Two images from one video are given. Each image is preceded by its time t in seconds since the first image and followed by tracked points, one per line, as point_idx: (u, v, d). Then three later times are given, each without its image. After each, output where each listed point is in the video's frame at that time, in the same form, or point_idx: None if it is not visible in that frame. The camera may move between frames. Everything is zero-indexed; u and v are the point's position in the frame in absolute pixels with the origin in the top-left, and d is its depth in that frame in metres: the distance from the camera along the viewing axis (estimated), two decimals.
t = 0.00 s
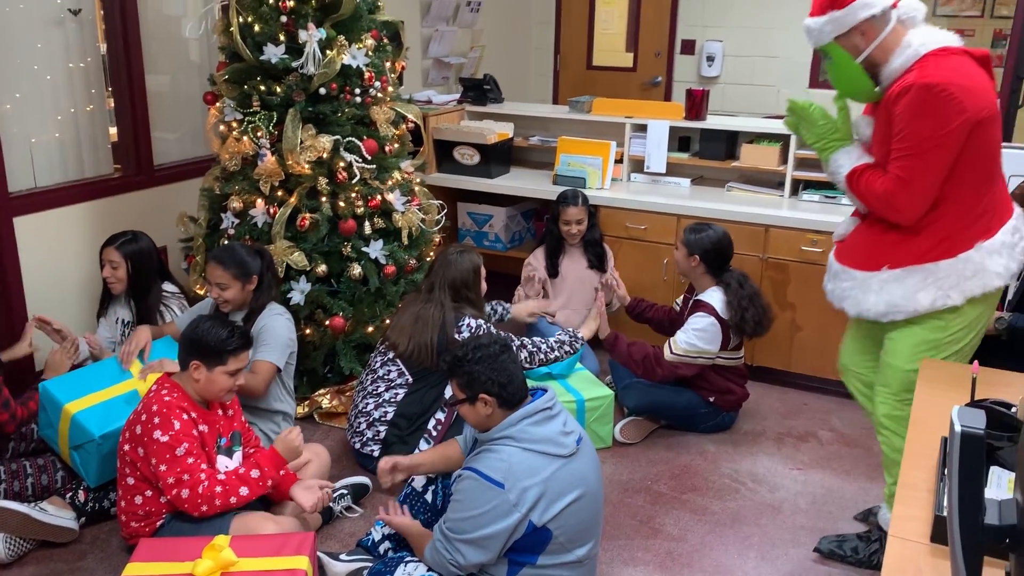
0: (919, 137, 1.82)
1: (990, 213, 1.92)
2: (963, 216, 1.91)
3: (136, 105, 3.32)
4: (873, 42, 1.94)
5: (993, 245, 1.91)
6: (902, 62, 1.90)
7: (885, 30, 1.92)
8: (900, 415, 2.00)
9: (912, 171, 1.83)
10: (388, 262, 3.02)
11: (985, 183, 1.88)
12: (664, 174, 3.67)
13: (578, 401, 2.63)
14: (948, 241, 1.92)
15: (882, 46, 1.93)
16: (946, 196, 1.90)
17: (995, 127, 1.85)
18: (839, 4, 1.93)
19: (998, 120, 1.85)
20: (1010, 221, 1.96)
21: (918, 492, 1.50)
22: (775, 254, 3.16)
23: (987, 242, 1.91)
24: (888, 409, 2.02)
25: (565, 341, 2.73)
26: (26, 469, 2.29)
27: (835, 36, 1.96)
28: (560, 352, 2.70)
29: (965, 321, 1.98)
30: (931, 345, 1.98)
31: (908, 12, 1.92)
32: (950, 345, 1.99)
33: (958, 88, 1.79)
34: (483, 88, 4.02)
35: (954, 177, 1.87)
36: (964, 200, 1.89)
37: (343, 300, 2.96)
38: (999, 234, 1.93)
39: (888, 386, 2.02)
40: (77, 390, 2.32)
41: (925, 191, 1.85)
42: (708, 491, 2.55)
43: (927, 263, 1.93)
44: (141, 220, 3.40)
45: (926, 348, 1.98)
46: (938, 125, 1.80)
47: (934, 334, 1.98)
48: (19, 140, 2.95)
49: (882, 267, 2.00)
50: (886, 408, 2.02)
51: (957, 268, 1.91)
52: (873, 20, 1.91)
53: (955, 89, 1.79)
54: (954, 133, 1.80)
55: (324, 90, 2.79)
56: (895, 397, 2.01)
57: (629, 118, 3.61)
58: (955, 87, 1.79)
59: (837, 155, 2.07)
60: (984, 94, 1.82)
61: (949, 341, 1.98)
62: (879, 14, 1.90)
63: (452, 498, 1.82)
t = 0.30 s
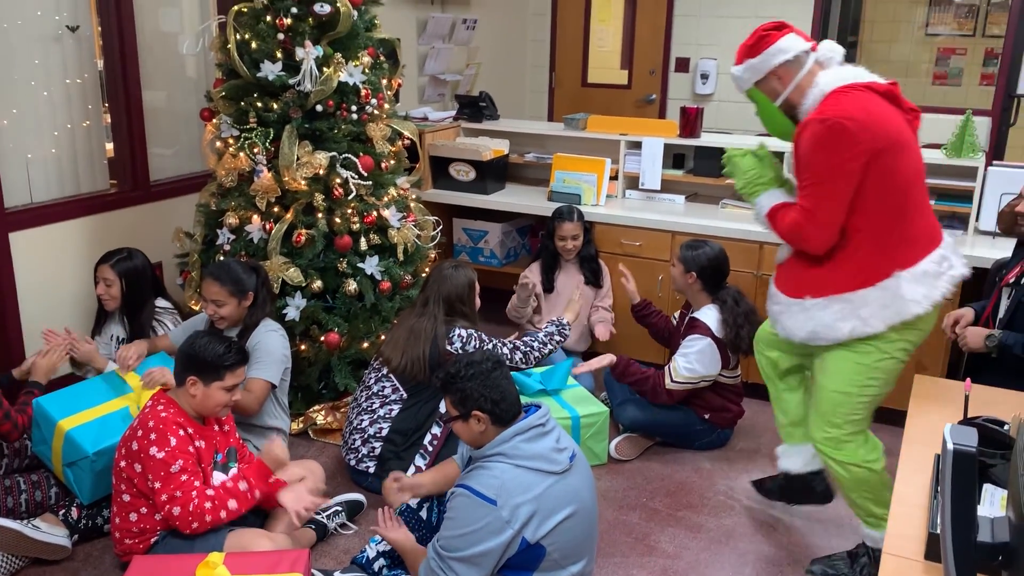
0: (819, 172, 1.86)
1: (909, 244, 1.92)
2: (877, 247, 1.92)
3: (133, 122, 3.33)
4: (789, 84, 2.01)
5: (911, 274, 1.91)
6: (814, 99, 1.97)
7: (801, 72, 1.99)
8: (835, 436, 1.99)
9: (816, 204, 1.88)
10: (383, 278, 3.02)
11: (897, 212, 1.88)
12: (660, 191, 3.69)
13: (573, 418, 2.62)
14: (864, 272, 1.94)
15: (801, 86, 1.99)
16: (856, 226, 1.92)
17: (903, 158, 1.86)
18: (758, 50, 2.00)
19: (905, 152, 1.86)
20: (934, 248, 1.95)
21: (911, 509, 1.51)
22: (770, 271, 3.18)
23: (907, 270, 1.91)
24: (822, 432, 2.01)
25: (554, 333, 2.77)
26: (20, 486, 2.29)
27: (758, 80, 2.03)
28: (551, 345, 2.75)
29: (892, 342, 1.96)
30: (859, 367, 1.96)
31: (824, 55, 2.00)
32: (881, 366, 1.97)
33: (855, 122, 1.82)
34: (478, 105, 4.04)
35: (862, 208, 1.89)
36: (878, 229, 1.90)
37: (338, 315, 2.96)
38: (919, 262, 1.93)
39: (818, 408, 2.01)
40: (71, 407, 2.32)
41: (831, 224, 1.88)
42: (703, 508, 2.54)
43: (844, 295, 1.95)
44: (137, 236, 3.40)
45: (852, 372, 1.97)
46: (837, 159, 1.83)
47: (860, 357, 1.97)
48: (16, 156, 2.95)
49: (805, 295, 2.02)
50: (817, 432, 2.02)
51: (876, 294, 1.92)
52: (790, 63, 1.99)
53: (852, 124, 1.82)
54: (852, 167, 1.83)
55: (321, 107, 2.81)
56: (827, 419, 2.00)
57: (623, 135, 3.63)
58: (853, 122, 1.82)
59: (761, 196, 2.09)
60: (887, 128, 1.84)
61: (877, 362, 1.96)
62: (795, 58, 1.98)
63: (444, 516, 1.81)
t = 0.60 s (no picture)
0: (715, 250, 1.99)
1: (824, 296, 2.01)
2: (788, 301, 2.04)
3: (146, 133, 3.36)
4: (703, 180, 2.13)
5: (825, 322, 2.00)
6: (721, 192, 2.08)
7: (711, 168, 2.12)
8: (707, 418, 2.11)
9: (718, 280, 2.01)
10: (393, 289, 3.03)
11: (809, 272, 1.98)
12: (669, 204, 3.69)
13: (582, 431, 2.62)
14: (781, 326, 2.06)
15: (712, 181, 2.11)
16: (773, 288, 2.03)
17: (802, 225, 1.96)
18: (671, 152, 2.15)
19: (803, 220, 1.96)
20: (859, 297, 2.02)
21: (921, 525, 1.50)
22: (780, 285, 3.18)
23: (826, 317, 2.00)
24: (697, 404, 2.14)
25: (562, 368, 2.67)
26: (31, 494, 2.29)
27: (675, 180, 2.16)
28: (556, 381, 2.66)
29: (794, 379, 2.06)
30: (780, 380, 2.07)
31: (733, 150, 2.12)
32: (798, 394, 2.07)
33: (749, 206, 1.95)
34: (489, 118, 4.06)
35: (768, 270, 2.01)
36: (785, 288, 2.02)
37: (348, 326, 2.97)
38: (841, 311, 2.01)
39: (714, 388, 2.14)
40: (82, 416, 2.33)
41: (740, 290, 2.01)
42: (712, 523, 2.54)
43: (766, 338, 2.05)
44: (149, 245, 3.42)
45: (766, 377, 2.07)
46: (730, 237, 1.97)
47: (777, 371, 2.07)
48: (30, 166, 2.98)
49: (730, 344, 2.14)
50: (695, 402, 2.14)
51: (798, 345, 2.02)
52: (700, 162, 2.11)
53: (741, 204, 1.96)
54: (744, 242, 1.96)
55: (333, 119, 2.83)
56: (711, 400, 2.12)
57: (634, 148, 3.64)
58: (741, 205, 1.96)
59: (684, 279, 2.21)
60: (784, 203, 1.95)
61: (798, 389, 2.06)
62: (705, 156, 2.11)
63: (453, 527, 1.81)
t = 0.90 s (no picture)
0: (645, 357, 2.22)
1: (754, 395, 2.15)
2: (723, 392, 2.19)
3: (174, 137, 3.40)
4: (663, 281, 2.33)
5: (752, 412, 2.13)
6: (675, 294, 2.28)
7: (674, 270, 2.31)
8: (658, 436, 2.23)
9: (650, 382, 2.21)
10: (415, 293, 3.05)
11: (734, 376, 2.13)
12: (693, 211, 3.68)
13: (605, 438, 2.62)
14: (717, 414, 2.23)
15: (671, 283, 2.31)
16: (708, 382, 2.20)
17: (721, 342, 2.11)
18: (641, 249, 2.34)
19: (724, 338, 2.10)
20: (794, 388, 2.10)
21: (949, 537, 1.49)
22: (805, 293, 3.16)
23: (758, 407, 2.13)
24: (652, 414, 2.25)
25: (575, 385, 2.70)
26: (57, 492, 2.34)
27: (641, 274, 2.36)
28: (571, 397, 2.67)
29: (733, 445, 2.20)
30: (723, 445, 2.21)
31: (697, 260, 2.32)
32: (730, 466, 2.23)
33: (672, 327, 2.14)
34: (512, 124, 4.07)
35: (701, 371, 2.19)
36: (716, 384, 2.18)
37: (370, 330, 2.99)
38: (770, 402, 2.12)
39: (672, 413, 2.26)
40: (108, 415, 2.36)
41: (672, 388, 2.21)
42: (733, 531, 2.52)
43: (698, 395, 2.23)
44: (175, 248, 3.46)
45: (711, 436, 2.22)
46: (658, 349, 2.17)
47: (720, 435, 2.21)
48: (59, 168, 3.02)
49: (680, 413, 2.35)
50: (652, 415, 2.25)
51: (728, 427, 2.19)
52: (665, 264, 2.31)
53: (666, 323, 2.15)
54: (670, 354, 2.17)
55: (359, 124, 2.85)
56: (662, 421, 2.24)
57: (657, 155, 3.63)
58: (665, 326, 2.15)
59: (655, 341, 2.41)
60: (705, 323, 2.11)
61: (733, 462, 2.21)
62: (669, 260, 2.30)
63: (474, 531, 1.82)
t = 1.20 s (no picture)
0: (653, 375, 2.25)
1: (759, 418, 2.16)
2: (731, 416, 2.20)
3: (201, 136, 3.43)
4: (676, 301, 2.34)
5: (758, 433, 2.13)
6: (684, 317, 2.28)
7: (688, 292, 2.31)
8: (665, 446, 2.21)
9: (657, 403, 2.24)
10: (438, 293, 3.06)
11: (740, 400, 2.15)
12: (718, 213, 3.67)
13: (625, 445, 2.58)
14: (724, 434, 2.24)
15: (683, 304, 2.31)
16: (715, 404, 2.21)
17: (728, 367, 2.13)
18: (657, 265, 2.32)
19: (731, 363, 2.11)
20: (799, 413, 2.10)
21: (978, 545, 1.47)
22: (830, 297, 3.13)
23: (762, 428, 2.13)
24: (660, 422, 2.22)
25: (600, 378, 2.69)
26: (84, 485, 2.37)
27: (653, 291, 2.36)
28: (595, 388, 2.67)
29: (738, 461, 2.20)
30: (729, 463, 2.20)
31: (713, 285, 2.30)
32: (734, 484, 2.22)
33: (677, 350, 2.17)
34: (536, 124, 4.07)
35: (710, 394, 2.21)
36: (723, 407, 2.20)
37: (394, 329, 3.00)
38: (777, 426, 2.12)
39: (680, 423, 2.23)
40: (137, 410, 2.38)
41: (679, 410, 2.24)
42: (756, 536, 2.51)
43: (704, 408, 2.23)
44: (201, 246, 3.49)
45: (718, 452, 2.21)
46: (664, 373, 2.20)
47: (727, 451, 2.20)
48: (89, 165, 3.06)
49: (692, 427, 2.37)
50: (660, 423, 2.22)
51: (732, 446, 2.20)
52: (679, 286, 2.30)
53: (674, 345, 2.18)
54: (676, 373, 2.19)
55: (385, 124, 2.86)
56: (670, 431, 2.21)
57: (683, 156, 3.62)
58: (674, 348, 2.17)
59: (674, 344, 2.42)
60: (710, 347, 2.13)
61: (738, 480, 2.21)
62: (683, 282, 2.29)
63: (496, 529, 1.82)
